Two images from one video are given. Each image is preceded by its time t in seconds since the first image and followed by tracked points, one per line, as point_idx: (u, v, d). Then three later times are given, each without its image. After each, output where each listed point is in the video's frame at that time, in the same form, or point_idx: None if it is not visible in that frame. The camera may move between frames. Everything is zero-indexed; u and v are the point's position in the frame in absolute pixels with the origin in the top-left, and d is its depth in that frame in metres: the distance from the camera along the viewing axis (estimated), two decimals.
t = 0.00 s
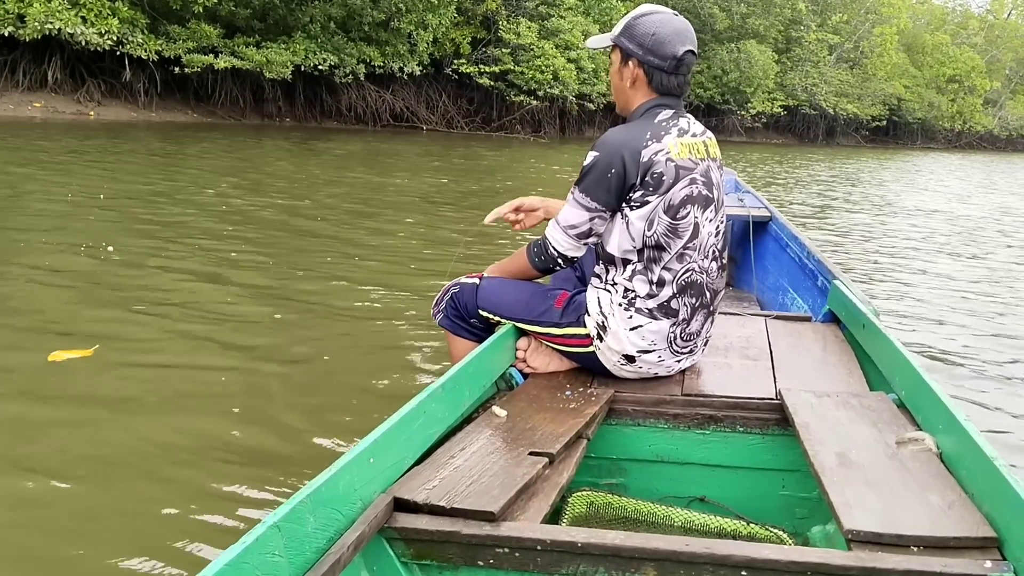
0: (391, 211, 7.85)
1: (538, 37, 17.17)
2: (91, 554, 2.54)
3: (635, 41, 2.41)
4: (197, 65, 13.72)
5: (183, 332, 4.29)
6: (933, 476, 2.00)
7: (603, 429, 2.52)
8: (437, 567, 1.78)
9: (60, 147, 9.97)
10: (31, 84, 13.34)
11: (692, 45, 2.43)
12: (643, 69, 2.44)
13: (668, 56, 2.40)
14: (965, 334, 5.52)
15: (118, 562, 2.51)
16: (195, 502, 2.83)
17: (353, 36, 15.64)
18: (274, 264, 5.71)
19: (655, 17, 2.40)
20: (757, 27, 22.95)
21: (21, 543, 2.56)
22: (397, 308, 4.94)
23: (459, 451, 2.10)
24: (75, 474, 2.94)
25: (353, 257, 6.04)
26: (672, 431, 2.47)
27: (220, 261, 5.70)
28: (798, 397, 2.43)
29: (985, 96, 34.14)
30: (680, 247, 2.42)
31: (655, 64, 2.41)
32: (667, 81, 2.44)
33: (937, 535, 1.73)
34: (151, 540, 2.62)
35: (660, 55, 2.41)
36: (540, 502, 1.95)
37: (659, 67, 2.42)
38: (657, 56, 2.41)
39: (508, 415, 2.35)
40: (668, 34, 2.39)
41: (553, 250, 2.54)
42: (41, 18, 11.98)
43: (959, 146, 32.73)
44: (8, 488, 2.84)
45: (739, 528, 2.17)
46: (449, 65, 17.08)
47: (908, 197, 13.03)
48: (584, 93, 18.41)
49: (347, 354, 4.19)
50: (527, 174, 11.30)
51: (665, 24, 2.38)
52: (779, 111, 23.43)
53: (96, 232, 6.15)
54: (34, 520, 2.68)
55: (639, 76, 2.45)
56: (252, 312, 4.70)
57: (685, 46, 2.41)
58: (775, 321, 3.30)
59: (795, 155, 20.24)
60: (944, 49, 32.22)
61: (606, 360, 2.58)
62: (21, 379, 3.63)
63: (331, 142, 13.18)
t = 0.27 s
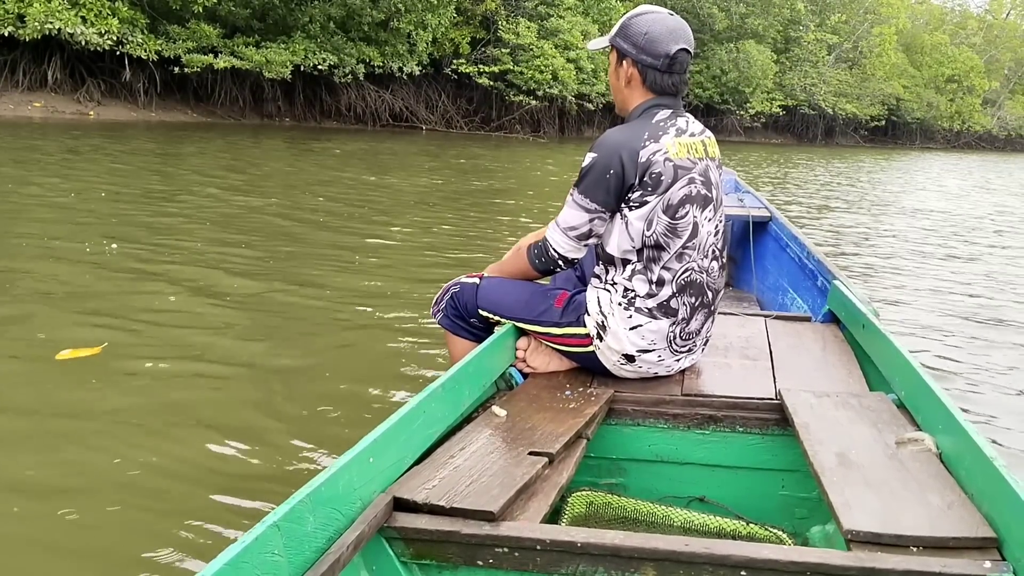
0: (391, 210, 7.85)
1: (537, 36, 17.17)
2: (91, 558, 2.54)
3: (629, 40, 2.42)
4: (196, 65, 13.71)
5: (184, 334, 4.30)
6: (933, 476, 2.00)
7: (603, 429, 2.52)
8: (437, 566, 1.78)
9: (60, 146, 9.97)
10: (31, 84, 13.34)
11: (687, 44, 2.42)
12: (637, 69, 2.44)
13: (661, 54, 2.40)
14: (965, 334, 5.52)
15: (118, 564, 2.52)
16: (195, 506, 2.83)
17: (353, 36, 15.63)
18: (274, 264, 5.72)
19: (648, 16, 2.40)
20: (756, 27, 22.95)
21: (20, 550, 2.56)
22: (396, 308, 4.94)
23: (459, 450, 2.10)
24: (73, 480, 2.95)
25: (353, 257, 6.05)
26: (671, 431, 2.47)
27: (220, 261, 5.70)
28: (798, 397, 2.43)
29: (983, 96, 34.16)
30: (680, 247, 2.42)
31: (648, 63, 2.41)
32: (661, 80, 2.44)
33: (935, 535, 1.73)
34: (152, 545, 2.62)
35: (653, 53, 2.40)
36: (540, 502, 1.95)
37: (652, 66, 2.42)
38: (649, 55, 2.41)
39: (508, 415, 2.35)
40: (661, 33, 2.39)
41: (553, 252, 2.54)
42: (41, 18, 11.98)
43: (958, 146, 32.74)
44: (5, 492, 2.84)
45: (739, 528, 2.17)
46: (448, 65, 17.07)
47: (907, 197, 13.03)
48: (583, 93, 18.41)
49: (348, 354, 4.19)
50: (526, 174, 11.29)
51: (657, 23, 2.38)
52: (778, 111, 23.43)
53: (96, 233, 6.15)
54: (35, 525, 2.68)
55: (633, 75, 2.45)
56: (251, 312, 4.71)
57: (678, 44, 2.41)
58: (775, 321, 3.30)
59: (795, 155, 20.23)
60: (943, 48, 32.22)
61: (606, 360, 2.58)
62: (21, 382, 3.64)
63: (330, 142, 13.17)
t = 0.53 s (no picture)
0: (390, 210, 7.85)
1: (536, 36, 17.17)
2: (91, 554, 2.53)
3: (626, 41, 2.42)
4: (196, 65, 13.71)
5: (184, 332, 4.29)
6: (934, 476, 2.00)
7: (604, 429, 2.52)
8: (438, 567, 1.78)
9: (60, 146, 9.97)
10: (30, 84, 13.33)
11: (683, 44, 2.42)
12: (634, 69, 2.44)
13: (658, 54, 2.40)
14: (965, 334, 5.53)
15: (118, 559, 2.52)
16: (195, 502, 2.83)
17: (352, 36, 15.62)
18: (274, 264, 5.71)
19: (645, 17, 2.40)
20: (755, 27, 22.95)
21: (19, 545, 2.56)
22: (396, 308, 4.94)
23: (460, 451, 2.10)
24: (73, 476, 2.94)
25: (353, 257, 6.05)
26: (672, 432, 2.47)
27: (220, 260, 5.70)
28: (799, 397, 2.43)
29: (982, 96, 34.17)
30: (680, 248, 2.42)
31: (645, 63, 2.41)
32: (659, 80, 2.43)
33: (937, 535, 1.73)
34: (152, 541, 2.62)
35: (650, 53, 2.40)
36: (541, 503, 1.95)
37: (649, 66, 2.42)
38: (646, 55, 2.41)
39: (509, 415, 2.35)
40: (657, 33, 2.39)
41: (555, 255, 2.54)
42: (41, 17, 11.97)
43: (956, 146, 32.74)
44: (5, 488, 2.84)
45: (739, 529, 2.17)
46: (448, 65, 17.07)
47: (906, 197, 13.02)
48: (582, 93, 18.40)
49: (349, 353, 4.18)
50: (526, 174, 11.29)
51: (654, 23, 2.38)
52: (777, 111, 23.43)
53: (96, 232, 6.15)
54: (34, 520, 2.68)
55: (631, 76, 2.45)
56: (252, 311, 4.70)
57: (675, 44, 2.41)
58: (775, 321, 3.30)
59: (794, 155, 20.22)
60: (942, 49, 32.22)
61: (606, 361, 2.58)
62: (21, 379, 3.63)
63: (330, 142, 13.17)
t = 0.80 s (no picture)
0: (390, 210, 7.85)
1: (535, 36, 17.18)
2: (92, 554, 2.53)
3: (625, 41, 2.41)
4: (195, 65, 13.70)
5: (184, 332, 4.29)
6: (934, 475, 2.00)
7: (605, 430, 2.52)
8: (439, 568, 1.79)
9: (60, 145, 9.97)
10: (30, 83, 13.33)
11: (682, 44, 2.42)
12: (633, 69, 2.44)
13: (656, 54, 2.40)
14: (966, 334, 5.53)
15: (118, 559, 2.52)
16: (195, 502, 2.82)
17: (352, 36, 15.62)
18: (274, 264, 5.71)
19: (643, 17, 2.40)
20: (754, 27, 22.96)
21: (19, 546, 2.56)
22: (396, 308, 4.94)
23: (461, 453, 2.10)
24: (73, 475, 2.94)
25: (353, 257, 6.05)
26: (672, 432, 2.47)
27: (221, 260, 5.70)
28: (799, 398, 2.43)
29: (981, 96, 34.17)
30: (680, 249, 2.42)
31: (644, 64, 2.41)
32: (658, 80, 2.44)
33: (938, 535, 1.73)
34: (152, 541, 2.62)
35: (649, 54, 2.40)
36: (541, 503, 1.95)
37: (647, 66, 2.41)
38: (646, 55, 2.40)
39: (509, 416, 2.35)
40: (656, 33, 2.39)
41: (555, 257, 2.55)
42: (41, 17, 11.97)
43: (956, 145, 32.74)
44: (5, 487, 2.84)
45: (741, 529, 2.18)
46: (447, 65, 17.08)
47: (906, 197, 13.02)
48: (582, 93, 18.41)
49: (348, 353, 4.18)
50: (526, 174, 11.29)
51: (652, 24, 2.38)
52: (776, 111, 23.43)
53: (96, 231, 6.15)
54: (34, 521, 2.67)
55: (630, 77, 2.45)
56: (252, 310, 4.71)
57: (673, 44, 2.41)
58: (775, 321, 3.30)
59: (794, 155, 20.22)
60: (941, 49, 32.23)
61: (607, 361, 2.58)
62: (21, 379, 3.63)
63: (330, 142, 13.16)
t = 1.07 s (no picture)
0: (390, 210, 7.86)
1: (535, 37, 17.18)
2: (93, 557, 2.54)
3: (624, 42, 2.42)
4: (195, 65, 13.71)
5: (184, 332, 4.29)
6: (935, 475, 2.01)
7: (605, 430, 2.52)
8: (440, 568, 1.79)
9: (60, 145, 9.97)
10: (31, 83, 13.33)
11: (680, 44, 2.42)
12: (631, 70, 2.44)
13: (654, 55, 2.40)
14: (966, 334, 5.52)
15: (119, 561, 2.52)
16: (197, 504, 2.83)
17: (352, 36, 15.62)
18: (274, 263, 5.71)
19: (642, 18, 2.41)
20: (753, 27, 22.97)
21: (20, 549, 2.56)
22: (397, 308, 4.94)
23: (461, 453, 2.10)
24: (73, 477, 2.94)
25: (353, 256, 6.05)
26: (673, 432, 2.47)
27: (222, 259, 5.70)
28: (799, 397, 2.43)
29: (980, 96, 34.18)
30: (679, 249, 2.42)
31: (642, 64, 2.42)
32: (656, 80, 2.43)
33: (938, 534, 1.73)
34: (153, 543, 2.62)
35: (647, 54, 2.40)
36: (542, 503, 1.95)
37: (646, 67, 2.42)
38: (643, 56, 2.41)
39: (510, 416, 2.36)
40: (654, 33, 2.39)
41: (555, 257, 2.55)
42: (41, 18, 11.98)
43: (955, 145, 32.74)
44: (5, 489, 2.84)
45: (741, 528, 2.18)
46: (447, 66, 17.08)
47: (905, 197, 13.02)
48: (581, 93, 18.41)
49: (348, 353, 4.18)
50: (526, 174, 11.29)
51: (650, 24, 2.38)
52: (775, 111, 23.43)
53: (97, 231, 6.15)
54: (35, 523, 2.68)
55: (628, 77, 2.46)
56: (253, 310, 4.71)
57: (672, 44, 2.41)
58: (775, 321, 3.30)
59: (793, 156, 20.22)
60: (940, 49, 32.25)
61: (607, 361, 2.58)
62: (22, 380, 3.63)
63: (330, 142, 13.17)
